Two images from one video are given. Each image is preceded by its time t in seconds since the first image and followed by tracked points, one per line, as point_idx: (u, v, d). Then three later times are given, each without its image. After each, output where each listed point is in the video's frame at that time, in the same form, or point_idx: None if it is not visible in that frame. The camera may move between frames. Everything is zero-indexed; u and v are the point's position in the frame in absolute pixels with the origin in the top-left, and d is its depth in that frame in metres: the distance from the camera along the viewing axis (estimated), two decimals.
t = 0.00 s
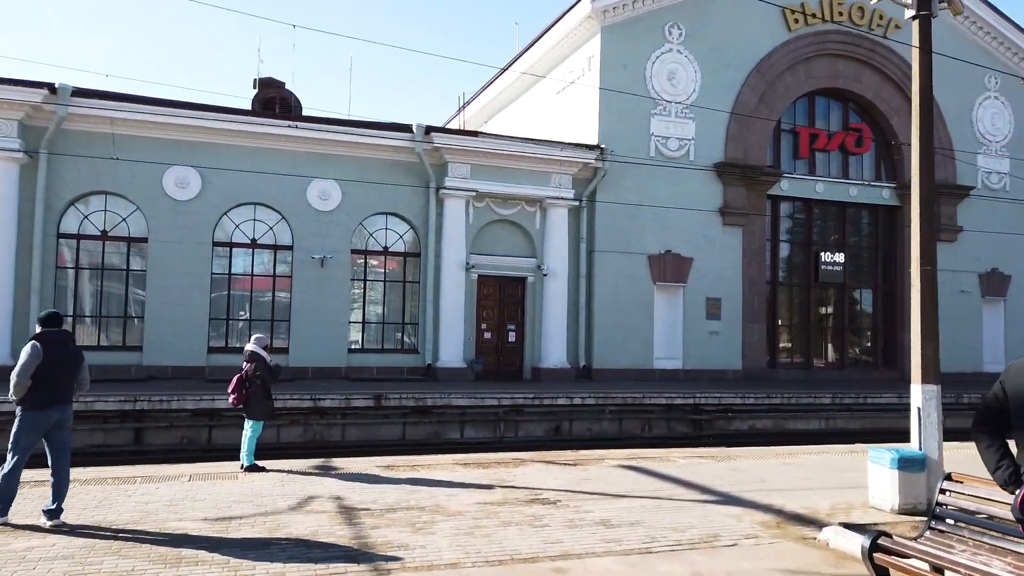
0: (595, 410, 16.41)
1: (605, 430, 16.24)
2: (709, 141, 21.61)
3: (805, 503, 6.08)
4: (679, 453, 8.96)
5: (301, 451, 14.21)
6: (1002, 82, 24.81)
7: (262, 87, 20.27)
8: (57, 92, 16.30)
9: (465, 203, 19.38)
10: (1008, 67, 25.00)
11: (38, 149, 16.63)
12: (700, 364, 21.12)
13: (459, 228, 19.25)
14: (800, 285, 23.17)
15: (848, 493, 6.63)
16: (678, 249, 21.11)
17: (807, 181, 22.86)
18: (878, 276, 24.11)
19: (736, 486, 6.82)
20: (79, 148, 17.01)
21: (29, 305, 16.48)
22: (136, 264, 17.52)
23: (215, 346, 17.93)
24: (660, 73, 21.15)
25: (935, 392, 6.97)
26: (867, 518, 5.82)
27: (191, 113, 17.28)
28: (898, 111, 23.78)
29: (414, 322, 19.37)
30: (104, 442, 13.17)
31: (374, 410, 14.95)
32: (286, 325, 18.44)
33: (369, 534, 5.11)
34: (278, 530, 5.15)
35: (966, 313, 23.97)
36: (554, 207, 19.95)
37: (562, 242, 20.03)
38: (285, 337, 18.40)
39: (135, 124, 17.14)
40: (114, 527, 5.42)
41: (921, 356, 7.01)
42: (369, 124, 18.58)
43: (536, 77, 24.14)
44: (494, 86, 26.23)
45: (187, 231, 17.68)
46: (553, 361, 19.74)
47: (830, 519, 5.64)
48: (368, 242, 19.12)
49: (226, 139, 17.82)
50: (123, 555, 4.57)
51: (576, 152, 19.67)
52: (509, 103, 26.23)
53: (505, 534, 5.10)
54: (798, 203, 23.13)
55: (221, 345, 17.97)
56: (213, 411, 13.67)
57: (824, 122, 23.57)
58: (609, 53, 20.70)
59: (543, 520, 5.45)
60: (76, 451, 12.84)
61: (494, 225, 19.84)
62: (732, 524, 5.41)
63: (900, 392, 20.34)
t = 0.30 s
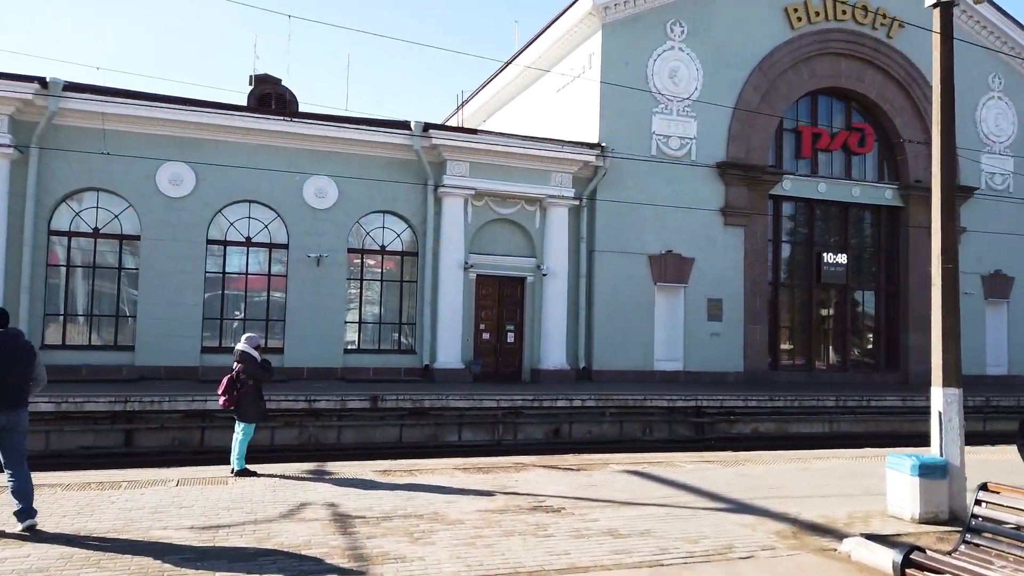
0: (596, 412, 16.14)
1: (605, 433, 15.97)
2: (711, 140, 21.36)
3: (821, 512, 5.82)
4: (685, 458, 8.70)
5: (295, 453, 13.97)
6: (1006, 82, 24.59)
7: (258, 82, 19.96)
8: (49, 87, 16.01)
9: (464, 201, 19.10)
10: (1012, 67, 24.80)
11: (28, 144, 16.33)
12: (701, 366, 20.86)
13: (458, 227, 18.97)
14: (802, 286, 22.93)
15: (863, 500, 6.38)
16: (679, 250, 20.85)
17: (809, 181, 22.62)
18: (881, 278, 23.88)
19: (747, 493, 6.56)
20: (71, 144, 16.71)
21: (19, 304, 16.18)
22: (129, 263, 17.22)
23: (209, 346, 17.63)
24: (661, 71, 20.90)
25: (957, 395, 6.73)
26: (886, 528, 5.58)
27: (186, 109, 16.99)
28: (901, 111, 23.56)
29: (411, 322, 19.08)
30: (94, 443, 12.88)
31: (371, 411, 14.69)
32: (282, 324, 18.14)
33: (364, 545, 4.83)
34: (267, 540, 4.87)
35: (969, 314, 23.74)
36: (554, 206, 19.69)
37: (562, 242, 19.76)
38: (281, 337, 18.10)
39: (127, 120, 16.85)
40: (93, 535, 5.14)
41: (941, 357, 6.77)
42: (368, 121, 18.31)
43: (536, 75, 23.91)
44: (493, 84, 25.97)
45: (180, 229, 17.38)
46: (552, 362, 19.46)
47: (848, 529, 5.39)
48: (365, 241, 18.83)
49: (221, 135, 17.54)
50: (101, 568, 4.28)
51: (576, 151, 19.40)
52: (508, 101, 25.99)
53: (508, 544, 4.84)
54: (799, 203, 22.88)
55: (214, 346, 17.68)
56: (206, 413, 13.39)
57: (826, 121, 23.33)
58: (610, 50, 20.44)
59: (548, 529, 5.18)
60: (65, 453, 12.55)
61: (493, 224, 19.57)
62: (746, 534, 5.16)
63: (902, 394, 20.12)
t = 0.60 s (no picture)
0: (588, 415, 15.91)
1: (598, 435, 15.75)
2: (705, 140, 21.18)
3: (827, 521, 5.63)
4: (683, 463, 8.48)
5: (282, 456, 13.63)
6: (998, 85, 24.58)
7: (246, 78, 19.61)
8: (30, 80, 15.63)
9: (455, 200, 18.84)
10: (1005, 70, 24.79)
11: (9, 139, 15.94)
12: (693, 369, 20.68)
13: (450, 226, 18.70)
14: (795, 288, 22.80)
15: (870, 509, 6.17)
16: (673, 251, 20.66)
17: (802, 183, 22.51)
18: (874, 280, 23.79)
19: (749, 501, 6.34)
20: (53, 139, 16.33)
21: None
22: (112, 260, 16.85)
23: (194, 346, 17.28)
24: (655, 70, 20.73)
25: (969, 401, 6.56)
26: (896, 538, 5.38)
27: (172, 104, 16.65)
28: (895, 113, 23.48)
29: (401, 323, 18.80)
30: (74, 445, 12.55)
31: (359, 413, 14.41)
32: (269, 324, 17.82)
33: (352, 557, 4.56)
34: (248, 552, 4.60)
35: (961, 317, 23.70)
36: (546, 206, 19.44)
37: (554, 242, 19.54)
38: (268, 338, 17.78)
39: (112, 114, 16.48)
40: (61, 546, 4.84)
41: (953, 360, 6.59)
42: (358, 118, 18.01)
43: (528, 75, 23.71)
44: (486, 82, 25.72)
45: (166, 226, 17.03)
46: (544, 364, 19.23)
47: (857, 539, 5.19)
48: (354, 240, 18.53)
49: (209, 131, 17.21)
50: None
51: (569, 150, 19.17)
52: (500, 101, 25.78)
53: (504, 556, 4.60)
54: (792, 205, 22.76)
55: (200, 345, 17.33)
56: (190, 415, 13.05)
57: (820, 123, 23.23)
58: (604, 49, 20.23)
59: (546, 540, 4.94)
60: (44, 456, 12.21)
61: (484, 224, 19.32)
62: (752, 545, 4.94)
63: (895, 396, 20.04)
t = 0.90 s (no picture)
0: (572, 417, 15.69)
1: (582, 438, 15.53)
2: (690, 141, 21.06)
3: (826, 527, 5.42)
4: (672, 466, 8.26)
5: (258, 458, 13.32)
6: (980, 89, 24.73)
7: (225, 73, 19.16)
8: None
9: (438, 198, 18.56)
10: (987, 74, 24.92)
11: None
12: (678, 371, 20.52)
13: (433, 225, 18.40)
14: (779, 290, 22.74)
15: (866, 513, 5.99)
16: (657, 252, 20.51)
17: (786, 184, 22.45)
18: (857, 283, 23.79)
19: (743, 506, 6.12)
20: (23, 131, 15.84)
21: None
22: (84, 257, 16.37)
23: (169, 346, 16.84)
24: (640, 69, 20.57)
25: (972, 402, 6.42)
26: (897, 544, 5.20)
27: (147, 97, 16.22)
28: (879, 116, 23.52)
29: (382, 323, 18.48)
30: (41, 448, 12.09)
31: (339, 415, 14.07)
32: (247, 324, 17.40)
33: (326, 568, 4.27)
34: (216, 562, 4.30)
35: (943, 320, 23.78)
36: (530, 205, 19.21)
37: (539, 242, 19.30)
38: (245, 338, 17.37)
39: (85, 107, 16.02)
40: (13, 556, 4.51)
41: (955, 362, 6.38)
42: (340, 114, 17.68)
43: (513, 73, 23.48)
44: (471, 80, 25.45)
45: (140, 223, 16.57)
46: (527, 366, 18.97)
47: (858, 546, 4.99)
48: (334, 238, 18.17)
49: (186, 126, 16.80)
50: None
51: (554, 149, 18.95)
52: (484, 99, 25.53)
53: (490, 565, 4.33)
54: (777, 207, 22.71)
55: (175, 345, 16.89)
56: (163, 416, 12.64)
57: (805, 125, 23.20)
58: (590, 47, 20.04)
59: (533, 548, 4.68)
60: (9, 459, 11.75)
61: (468, 223, 19.05)
62: (750, 553, 4.72)
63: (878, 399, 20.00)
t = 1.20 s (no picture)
0: (554, 421, 15.41)
1: (563, 442, 15.27)
2: (674, 141, 20.87)
3: (823, 542, 5.19)
4: (659, 475, 8.01)
5: (229, 463, 12.91)
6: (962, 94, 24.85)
7: (200, 67, 18.66)
8: None
9: (419, 198, 18.20)
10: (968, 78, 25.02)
11: None
12: (660, 374, 20.32)
13: (413, 223, 18.03)
14: (762, 292, 22.64)
15: (862, 527, 5.77)
16: (640, 253, 20.29)
17: (769, 186, 22.36)
18: (839, 285, 23.75)
19: (734, 518, 5.88)
20: None
21: None
22: (51, 255, 15.82)
23: (139, 347, 16.33)
24: (624, 69, 20.35)
25: (973, 411, 6.23)
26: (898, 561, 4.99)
27: (119, 91, 15.72)
28: (861, 119, 23.52)
29: (360, 324, 18.09)
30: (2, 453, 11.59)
31: (315, 419, 13.67)
32: (220, 325, 16.93)
33: None
34: None
35: (922, 323, 23.84)
36: (512, 205, 18.90)
37: (520, 242, 19.00)
38: (219, 339, 16.90)
39: (52, 100, 15.49)
40: None
41: (959, 368, 6.21)
42: (318, 110, 17.26)
43: (496, 71, 23.18)
44: (453, 78, 25.12)
45: (109, 220, 16.06)
46: (508, 368, 18.65)
47: (858, 564, 4.75)
48: (312, 237, 17.75)
49: (158, 120, 16.31)
50: None
51: (536, 149, 18.66)
52: (467, 98, 25.20)
53: None
54: (759, 209, 22.61)
55: (145, 347, 16.38)
56: (131, 419, 12.16)
57: (787, 127, 23.13)
58: (573, 45, 19.78)
59: (516, 568, 4.40)
60: None
61: (449, 223, 18.72)
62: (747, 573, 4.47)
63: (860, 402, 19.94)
